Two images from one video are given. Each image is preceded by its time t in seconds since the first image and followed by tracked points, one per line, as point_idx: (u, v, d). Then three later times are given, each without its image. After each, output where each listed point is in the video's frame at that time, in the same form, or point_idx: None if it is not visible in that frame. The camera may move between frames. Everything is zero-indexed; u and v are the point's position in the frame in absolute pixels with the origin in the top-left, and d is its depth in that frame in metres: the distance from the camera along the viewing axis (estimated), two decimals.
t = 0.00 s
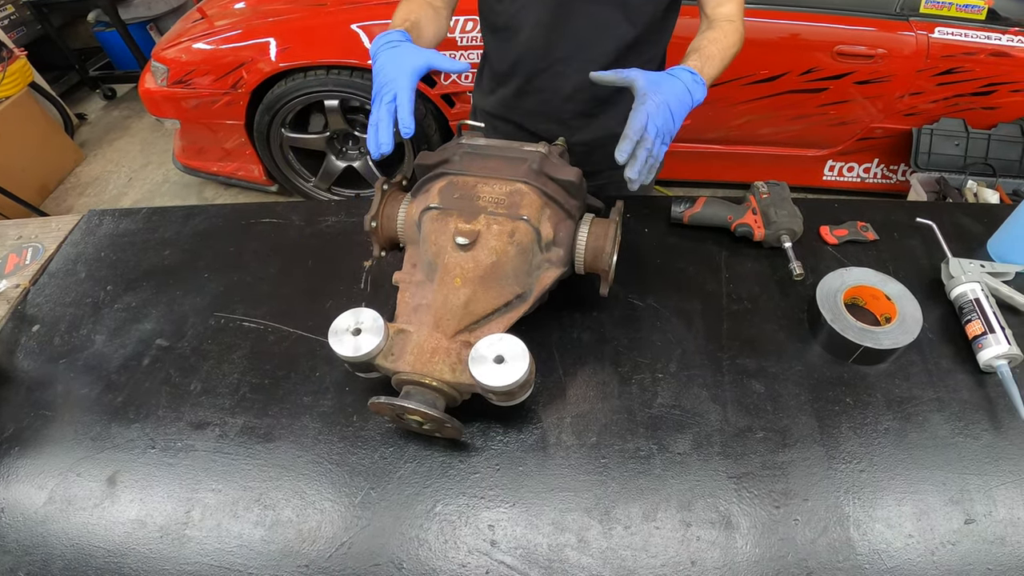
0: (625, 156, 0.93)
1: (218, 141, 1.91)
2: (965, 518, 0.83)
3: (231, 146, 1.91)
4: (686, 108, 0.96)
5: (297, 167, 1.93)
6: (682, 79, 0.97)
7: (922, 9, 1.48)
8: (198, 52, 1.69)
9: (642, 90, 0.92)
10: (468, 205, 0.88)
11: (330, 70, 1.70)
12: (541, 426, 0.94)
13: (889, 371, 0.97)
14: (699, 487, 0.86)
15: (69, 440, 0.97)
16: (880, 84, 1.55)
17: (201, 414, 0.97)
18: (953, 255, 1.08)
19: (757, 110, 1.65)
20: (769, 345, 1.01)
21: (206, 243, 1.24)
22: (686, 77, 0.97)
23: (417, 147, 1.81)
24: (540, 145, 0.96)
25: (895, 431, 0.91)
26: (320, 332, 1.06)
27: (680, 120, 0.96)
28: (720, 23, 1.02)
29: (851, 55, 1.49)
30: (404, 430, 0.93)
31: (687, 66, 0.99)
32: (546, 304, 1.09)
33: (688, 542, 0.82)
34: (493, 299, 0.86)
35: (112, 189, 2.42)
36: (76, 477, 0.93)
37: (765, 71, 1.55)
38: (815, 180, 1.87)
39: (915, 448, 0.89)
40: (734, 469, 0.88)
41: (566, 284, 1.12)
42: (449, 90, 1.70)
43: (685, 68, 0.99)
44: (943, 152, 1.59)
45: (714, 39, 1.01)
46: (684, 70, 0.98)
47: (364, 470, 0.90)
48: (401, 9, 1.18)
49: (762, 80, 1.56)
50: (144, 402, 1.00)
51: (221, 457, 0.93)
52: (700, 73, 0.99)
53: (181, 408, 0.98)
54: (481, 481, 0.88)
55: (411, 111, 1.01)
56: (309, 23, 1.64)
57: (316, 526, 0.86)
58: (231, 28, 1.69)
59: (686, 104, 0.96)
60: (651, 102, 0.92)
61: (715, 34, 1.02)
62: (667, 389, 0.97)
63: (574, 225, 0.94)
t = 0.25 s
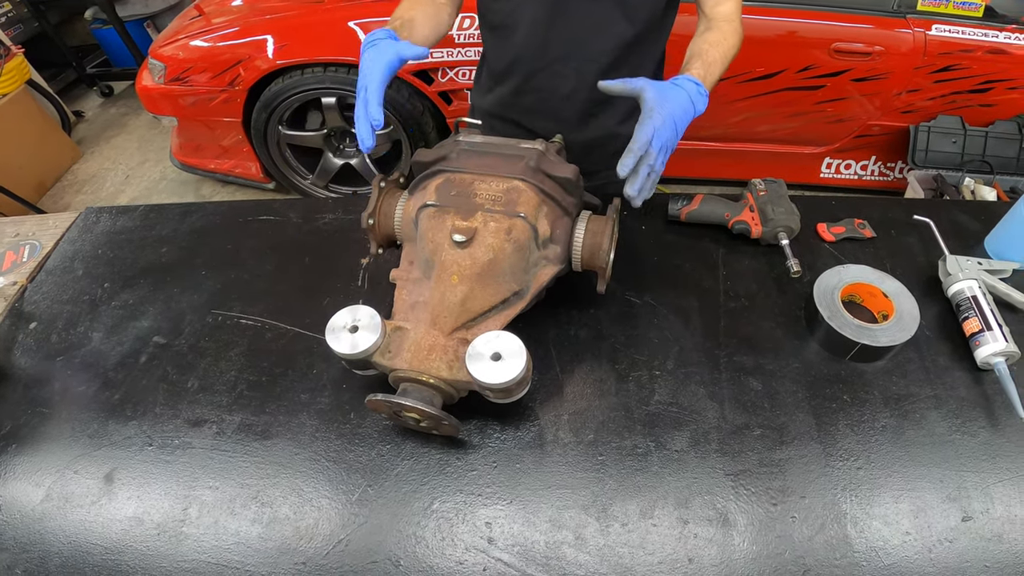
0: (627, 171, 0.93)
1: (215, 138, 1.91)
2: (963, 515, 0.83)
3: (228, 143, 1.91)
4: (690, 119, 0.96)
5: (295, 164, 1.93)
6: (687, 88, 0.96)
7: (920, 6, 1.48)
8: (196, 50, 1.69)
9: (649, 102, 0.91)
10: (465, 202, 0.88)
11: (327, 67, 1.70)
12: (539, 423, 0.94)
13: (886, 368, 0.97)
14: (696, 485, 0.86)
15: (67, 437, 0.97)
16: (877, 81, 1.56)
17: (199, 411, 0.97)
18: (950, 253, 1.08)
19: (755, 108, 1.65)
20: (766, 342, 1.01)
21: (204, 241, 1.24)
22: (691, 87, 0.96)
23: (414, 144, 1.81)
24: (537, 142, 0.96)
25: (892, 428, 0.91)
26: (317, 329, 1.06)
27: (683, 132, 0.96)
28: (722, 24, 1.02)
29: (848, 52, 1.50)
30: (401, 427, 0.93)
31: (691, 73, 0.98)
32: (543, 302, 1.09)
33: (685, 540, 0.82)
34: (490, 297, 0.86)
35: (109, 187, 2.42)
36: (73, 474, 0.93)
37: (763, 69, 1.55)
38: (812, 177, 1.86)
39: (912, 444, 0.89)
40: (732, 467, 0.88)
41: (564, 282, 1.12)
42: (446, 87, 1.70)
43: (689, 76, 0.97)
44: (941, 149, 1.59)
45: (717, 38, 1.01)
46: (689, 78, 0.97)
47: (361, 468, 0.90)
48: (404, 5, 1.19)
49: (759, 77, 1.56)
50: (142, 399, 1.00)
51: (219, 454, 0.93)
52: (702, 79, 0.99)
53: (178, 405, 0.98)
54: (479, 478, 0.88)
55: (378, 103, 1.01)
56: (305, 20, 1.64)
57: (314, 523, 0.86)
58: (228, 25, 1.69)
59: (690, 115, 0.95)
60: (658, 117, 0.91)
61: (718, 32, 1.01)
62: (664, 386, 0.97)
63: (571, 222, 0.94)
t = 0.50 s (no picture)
0: (654, 186, 0.88)
1: (213, 139, 1.91)
2: (961, 516, 0.83)
3: (226, 144, 1.92)
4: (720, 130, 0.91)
5: (292, 166, 1.93)
6: (713, 99, 0.91)
7: (916, 7, 1.48)
8: (193, 51, 1.69)
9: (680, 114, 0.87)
10: (462, 203, 0.88)
11: (324, 68, 1.70)
12: (536, 424, 0.93)
13: (884, 369, 0.97)
14: (694, 486, 0.86)
15: (63, 438, 0.97)
16: (874, 82, 1.56)
17: (196, 413, 0.97)
18: (947, 254, 1.08)
19: (753, 109, 1.65)
20: (764, 343, 1.01)
21: (201, 242, 1.24)
22: (716, 96, 0.92)
23: (411, 146, 1.81)
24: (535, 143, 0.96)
25: (890, 429, 0.91)
26: (315, 331, 1.06)
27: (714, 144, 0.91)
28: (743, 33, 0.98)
29: (845, 53, 1.50)
30: (398, 428, 0.93)
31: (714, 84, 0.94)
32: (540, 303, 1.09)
33: (682, 541, 0.82)
34: (488, 299, 0.86)
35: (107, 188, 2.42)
36: (70, 475, 0.93)
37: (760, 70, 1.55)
38: (809, 179, 1.86)
39: (910, 445, 0.89)
40: (729, 468, 0.88)
41: (561, 283, 1.12)
42: (444, 89, 1.70)
43: (713, 88, 0.93)
44: (936, 150, 1.59)
45: (739, 47, 0.98)
46: (712, 88, 0.93)
47: (358, 469, 0.90)
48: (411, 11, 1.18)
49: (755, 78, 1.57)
50: (138, 400, 1.00)
51: (216, 455, 0.93)
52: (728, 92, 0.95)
53: (175, 407, 0.98)
54: (476, 480, 0.88)
55: (390, 125, 1.01)
56: (303, 21, 1.65)
57: (311, 524, 0.85)
58: (225, 27, 1.69)
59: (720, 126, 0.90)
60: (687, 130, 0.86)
61: (740, 41, 0.98)
62: (662, 387, 0.97)
63: (568, 224, 0.94)
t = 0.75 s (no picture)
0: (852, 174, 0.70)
1: (210, 144, 1.91)
2: (960, 519, 0.83)
3: (223, 149, 1.92)
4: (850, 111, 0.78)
5: (290, 170, 1.93)
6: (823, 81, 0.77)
7: (912, 10, 1.48)
8: (191, 55, 1.69)
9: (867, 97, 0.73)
10: (460, 208, 0.88)
11: (322, 73, 1.70)
12: (534, 429, 0.93)
13: (882, 373, 0.97)
14: (691, 490, 0.86)
15: (60, 441, 0.96)
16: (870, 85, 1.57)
17: (192, 417, 0.97)
18: (944, 257, 1.08)
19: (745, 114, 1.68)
20: (761, 347, 1.01)
21: (199, 246, 1.24)
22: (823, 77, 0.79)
23: (408, 150, 1.81)
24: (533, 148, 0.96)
25: (888, 433, 0.91)
26: (312, 335, 1.06)
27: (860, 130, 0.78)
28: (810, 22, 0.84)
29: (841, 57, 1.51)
30: (395, 432, 0.93)
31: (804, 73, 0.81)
32: (537, 308, 1.09)
33: (680, 545, 0.82)
34: (485, 303, 0.86)
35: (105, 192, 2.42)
36: (66, 479, 0.92)
37: (755, 73, 1.58)
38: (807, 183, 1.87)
39: (908, 449, 0.89)
40: (727, 472, 0.88)
41: (559, 288, 1.12)
42: (440, 93, 1.71)
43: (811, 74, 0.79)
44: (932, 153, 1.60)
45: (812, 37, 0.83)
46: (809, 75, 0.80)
47: (355, 473, 0.90)
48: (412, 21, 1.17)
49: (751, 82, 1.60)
50: (135, 404, 0.99)
51: (212, 460, 0.92)
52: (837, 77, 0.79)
53: (172, 411, 0.98)
54: (473, 484, 0.88)
55: (378, 147, 1.01)
56: (301, 25, 1.66)
57: (307, 528, 0.85)
58: (223, 30, 1.70)
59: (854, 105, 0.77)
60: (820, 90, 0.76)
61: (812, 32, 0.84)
62: (659, 391, 0.96)
63: (566, 228, 0.94)
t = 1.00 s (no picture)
0: None
1: (208, 149, 1.91)
2: (959, 523, 0.83)
3: (221, 154, 1.91)
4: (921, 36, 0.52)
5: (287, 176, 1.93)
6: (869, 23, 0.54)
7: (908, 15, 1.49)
8: (190, 60, 1.70)
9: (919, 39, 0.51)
10: (458, 214, 0.88)
11: (320, 78, 1.71)
12: (532, 434, 0.93)
13: (880, 378, 0.97)
14: (689, 496, 0.86)
15: (56, 446, 0.96)
16: (866, 89, 1.60)
17: (189, 422, 0.97)
18: (942, 262, 1.08)
19: (745, 118, 1.68)
20: (759, 353, 1.01)
21: (196, 252, 1.24)
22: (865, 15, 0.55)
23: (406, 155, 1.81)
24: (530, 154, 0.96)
25: (886, 438, 0.90)
26: (309, 341, 1.06)
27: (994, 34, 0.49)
28: None
29: (838, 61, 1.53)
30: (392, 438, 0.93)
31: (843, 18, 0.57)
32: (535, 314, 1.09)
33: (679, 550, 0.82)
34: (482, 310, 0.86)
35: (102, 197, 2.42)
36: (62, 484, 0.92)
37: (754, 78, 1.59)
38: (803, 187, 1.88)
39: (906, 454, 0.89)
40: (725, 477, 0.87)
41: (556, 294, 1.12)
42: (438, 98, 1.71)
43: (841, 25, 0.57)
44: (930, 158, 1.63)
45: None
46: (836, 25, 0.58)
47: (352, 479, 0.89)
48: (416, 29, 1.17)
49: (751, 87, 1.60)
50: (132, 410, 0.99)
51: (209, 465, 0.92)
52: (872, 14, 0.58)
53: (169, 416, 0.98)
54: (471, 489, 0.88)
55: (347, 153, 1.00)
56: (298, 30, 1.66)
57: (304, 534, 0.85)
58: (222, 35, 1.70)
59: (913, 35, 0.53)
60: None
61: None
62: (657, 397, 0.96)
63: (563, 234, 0.94)
